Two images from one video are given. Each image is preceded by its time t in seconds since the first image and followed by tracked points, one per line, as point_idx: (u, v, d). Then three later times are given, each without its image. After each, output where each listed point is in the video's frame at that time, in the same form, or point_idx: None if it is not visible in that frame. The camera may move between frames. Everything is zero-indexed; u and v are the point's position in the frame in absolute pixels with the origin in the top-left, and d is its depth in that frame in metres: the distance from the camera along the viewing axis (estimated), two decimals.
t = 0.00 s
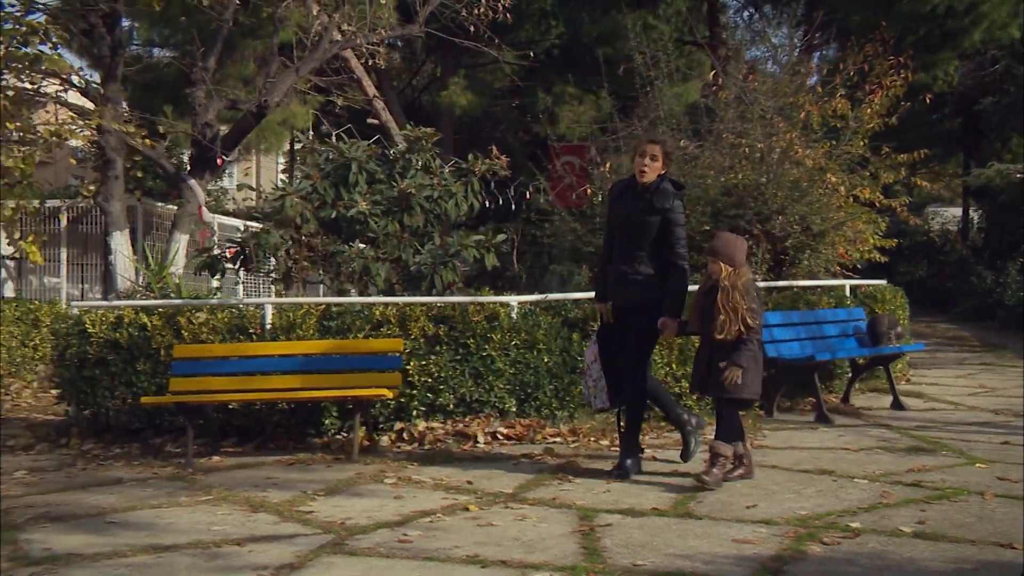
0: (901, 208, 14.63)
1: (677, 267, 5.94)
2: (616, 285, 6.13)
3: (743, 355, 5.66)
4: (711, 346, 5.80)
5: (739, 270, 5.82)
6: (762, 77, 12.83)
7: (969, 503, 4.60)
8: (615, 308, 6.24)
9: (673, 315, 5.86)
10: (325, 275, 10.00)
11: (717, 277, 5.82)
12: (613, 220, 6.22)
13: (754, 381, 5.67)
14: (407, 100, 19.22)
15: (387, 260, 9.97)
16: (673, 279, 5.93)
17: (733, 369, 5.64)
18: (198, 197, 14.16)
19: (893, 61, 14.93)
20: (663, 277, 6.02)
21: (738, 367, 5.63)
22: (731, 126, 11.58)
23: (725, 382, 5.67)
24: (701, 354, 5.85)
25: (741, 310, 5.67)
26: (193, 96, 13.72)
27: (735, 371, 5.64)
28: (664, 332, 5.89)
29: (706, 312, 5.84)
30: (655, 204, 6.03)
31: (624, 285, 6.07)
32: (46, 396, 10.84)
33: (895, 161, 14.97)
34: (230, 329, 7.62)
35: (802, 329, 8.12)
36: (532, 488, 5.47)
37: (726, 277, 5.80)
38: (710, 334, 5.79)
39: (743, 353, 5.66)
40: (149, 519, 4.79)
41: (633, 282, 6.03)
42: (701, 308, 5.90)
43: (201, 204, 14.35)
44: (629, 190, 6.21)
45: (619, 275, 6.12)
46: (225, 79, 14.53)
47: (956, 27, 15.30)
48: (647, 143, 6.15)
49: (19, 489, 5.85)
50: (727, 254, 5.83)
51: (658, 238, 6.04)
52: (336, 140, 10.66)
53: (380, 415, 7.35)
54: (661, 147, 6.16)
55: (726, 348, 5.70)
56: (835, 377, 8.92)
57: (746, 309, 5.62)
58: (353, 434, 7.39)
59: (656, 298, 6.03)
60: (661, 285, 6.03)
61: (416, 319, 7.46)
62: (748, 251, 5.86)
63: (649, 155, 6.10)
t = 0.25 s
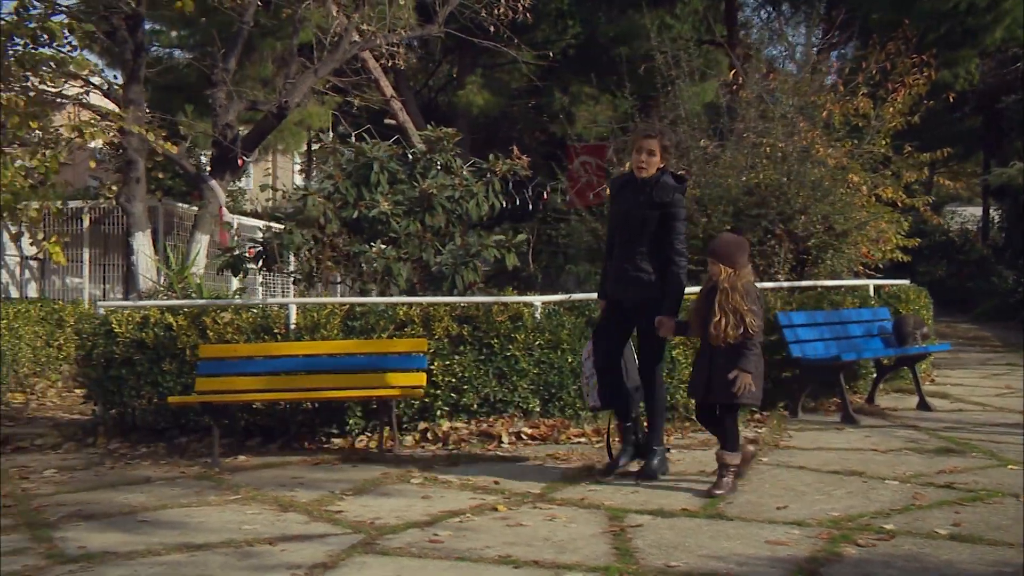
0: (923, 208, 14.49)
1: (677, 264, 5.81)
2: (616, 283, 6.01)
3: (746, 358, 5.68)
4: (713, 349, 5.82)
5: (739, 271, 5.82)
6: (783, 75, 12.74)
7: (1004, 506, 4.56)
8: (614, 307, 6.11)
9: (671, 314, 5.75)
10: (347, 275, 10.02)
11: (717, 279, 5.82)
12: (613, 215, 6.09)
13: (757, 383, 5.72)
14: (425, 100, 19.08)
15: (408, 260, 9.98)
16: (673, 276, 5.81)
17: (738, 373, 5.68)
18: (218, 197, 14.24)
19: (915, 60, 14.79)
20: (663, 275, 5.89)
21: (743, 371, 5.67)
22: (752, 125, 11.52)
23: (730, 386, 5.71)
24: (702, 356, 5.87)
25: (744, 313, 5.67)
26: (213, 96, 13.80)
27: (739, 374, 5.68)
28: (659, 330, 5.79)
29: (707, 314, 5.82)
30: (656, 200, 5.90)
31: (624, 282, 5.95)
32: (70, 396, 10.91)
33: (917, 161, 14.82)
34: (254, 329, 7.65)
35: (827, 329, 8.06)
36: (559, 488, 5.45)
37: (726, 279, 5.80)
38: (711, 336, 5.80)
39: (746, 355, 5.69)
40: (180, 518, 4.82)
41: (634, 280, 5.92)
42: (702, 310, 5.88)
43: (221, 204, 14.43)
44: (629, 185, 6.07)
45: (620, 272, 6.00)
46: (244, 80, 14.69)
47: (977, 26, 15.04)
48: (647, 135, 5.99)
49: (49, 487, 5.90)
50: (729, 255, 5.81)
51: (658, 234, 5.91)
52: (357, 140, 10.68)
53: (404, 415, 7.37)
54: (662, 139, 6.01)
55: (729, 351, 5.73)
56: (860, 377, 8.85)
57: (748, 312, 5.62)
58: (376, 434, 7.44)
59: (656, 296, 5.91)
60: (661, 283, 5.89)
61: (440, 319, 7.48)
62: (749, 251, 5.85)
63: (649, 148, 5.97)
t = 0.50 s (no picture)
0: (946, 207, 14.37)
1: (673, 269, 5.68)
2: (610, 289, 5.87)
3: (739, 362, 5.51)
4: (706, 353, 5.67)
5: (737, 273, 5.66)
6: (804, 75, 12.66)
7: None
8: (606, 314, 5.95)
9: (666, 319, 5.64)
10: (368, 276, 10.02)
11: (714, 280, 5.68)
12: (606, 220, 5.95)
13: (753, 390, 5.57)
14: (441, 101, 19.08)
15: (429, 260, 9.99)
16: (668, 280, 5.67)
17: (733, 380, 5.53)
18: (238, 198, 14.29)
19: (937, 58, 14.67)
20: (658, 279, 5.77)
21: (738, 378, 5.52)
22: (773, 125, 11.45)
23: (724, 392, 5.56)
24: (697, 360, 5.72)
25: (740, 317, 5.52)
26: (233, 97, 13.87)
27: (731, 379, 5.52)
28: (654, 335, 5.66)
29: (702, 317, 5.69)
30: (649, 204, 5.78)
31: (619, 288, 5.82)
32: (93, 395, 11.00)
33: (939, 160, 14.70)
34: (279, 329, 7.67)
35: (852, 330, 8.00)
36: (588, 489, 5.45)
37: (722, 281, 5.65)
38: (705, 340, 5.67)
39: (740, 359, 5.52)
40: (210, 518, 4.84)
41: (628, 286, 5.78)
42: (697, 313, 5.75)
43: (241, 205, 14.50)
44: (622, 190, 5.95)
45: (614, 278, 5.87)
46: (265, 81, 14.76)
47: (1000, 23, 14.97)
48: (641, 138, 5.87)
49: (78, 487, 5.94)
50: (726, 257, 5.64)
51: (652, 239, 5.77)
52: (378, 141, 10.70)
53: (427, 415, 7.36)
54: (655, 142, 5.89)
55: (722, 354, 5.57)
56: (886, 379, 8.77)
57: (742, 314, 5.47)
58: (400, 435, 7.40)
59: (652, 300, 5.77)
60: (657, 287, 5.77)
61: (464, 319, 7.48)
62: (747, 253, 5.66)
63: (643, 152, 5.85)
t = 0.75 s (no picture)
0: (971, 208, 14.23)
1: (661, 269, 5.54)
2: (594, 292, 5.69)
3: (736, 368, 5.26)
4: (699, 358, 5.41)
5: (730, 275, 5.42)
6: (828, 74, 12.58)
7: None
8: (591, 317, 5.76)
9: (658, 325, 5.52)
10: (392, 277, 10.02)
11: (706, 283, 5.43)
12: (592, 220, 5.78)
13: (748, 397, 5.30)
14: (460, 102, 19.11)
15: (454, 261, 10.00)
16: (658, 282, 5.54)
17: (727, 384, 5.26)
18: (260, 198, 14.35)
19: (963, 57, 14.54)
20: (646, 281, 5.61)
21: (731, 383, 5.25)
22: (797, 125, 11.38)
23: (717, 399, 5.29)
24: (689, 366, 5.45)
25: (731, 320, 5.27)
26: (256, 100, 13.95)
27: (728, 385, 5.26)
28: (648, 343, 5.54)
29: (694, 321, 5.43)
30: (637, 202, 5.63)
31: (605, 291, 5.64)
32: (120, 395, 11.10)
33: (964, 160, 14.56)
34: (306, 331, 7.69)
35: (881, 331, 7.94)
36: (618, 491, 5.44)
37: (715, 284, 5.41)
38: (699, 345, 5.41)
39: (737, 365, 5.26)
40: (243, 517, 4.85)
41: (615, 288, 5.62)
42: (690, 317, 5.51)
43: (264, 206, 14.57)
44: (608, 189, 5.79)
45: (598, 281, 5.68)
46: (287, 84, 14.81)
47: None
48: (629, 134, 5.72)
49: (110, 486, 5.99)
50: (718, 258, 5.41)
51: (640, 239, 5.61)
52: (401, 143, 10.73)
53: (454, 416, 7.37)
54: (642, 139, 5.75)
55: (717, 360, 5.31)
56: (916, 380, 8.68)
57: (737, 318, 5.23)
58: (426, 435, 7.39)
59: (640, 303, 5.61)
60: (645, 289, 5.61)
61: (490, 320, 7.49)
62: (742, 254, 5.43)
63: (632, 149, 5.70)
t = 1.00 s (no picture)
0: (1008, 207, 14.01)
1: (665, 261, 5.39)
2: (599, 287, 5.59)
3: (744, 375, 5.14)
4: (704, 365, 5.27)
5: (737, 279, 5.26)
6: (862, 73, 12.42)
7: None
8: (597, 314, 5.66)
9: (659, 319, 5.33)
10: (425, 278, 10.04)
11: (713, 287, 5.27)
12: (596, 214, 5.69)
13: (757, 405, 5.17)
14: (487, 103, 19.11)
15: (486, 262, 10.01)
16: (661, 274, 5.38)
17: (735, 393, 5.13)
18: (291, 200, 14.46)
19: (999, 55, 14.30)
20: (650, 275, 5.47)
21: (740, 392, 5.12)
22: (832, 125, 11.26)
23: (724, 407, 5.16)
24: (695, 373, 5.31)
25: (739, 327, 5.13)
26: (287, 102, 14.05)
27: (736, 394, 5.13)
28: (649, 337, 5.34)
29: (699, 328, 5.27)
30: (641, 193, 5.52)
31: (608, 285, 5.53)
32: (155, 395, 11.21)
33: (1001, 159, 14.32)
34: (341, 331, 7.72)
35: (922, 332, 7.85)
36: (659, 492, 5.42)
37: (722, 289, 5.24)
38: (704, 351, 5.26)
39: (744, 373, 5.14)
40: (287, 517, 4.88)
41: (618, 282, 5.49)
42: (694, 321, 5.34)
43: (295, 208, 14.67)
44: (612, 182, 5.71)
45: (602, 275, 5.60)
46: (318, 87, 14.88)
47: None
48: (632, 124, 5.64)
49: (153, 486, 6.04)
50: (725, 262, 5.25)
51: (643, 231, 5.49)
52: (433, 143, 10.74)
53: (490, 417, 7.37)
54: (647, 130, 5.66)
55: (725, 367, 5.17)
56: (957, 382, 8.56)
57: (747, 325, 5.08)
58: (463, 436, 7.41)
59: (643, 298, 5.47)
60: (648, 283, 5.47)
61: (526, 321, 7.51)
62: (750, 257, 5.25)
63: (635, 140, 5.59)
